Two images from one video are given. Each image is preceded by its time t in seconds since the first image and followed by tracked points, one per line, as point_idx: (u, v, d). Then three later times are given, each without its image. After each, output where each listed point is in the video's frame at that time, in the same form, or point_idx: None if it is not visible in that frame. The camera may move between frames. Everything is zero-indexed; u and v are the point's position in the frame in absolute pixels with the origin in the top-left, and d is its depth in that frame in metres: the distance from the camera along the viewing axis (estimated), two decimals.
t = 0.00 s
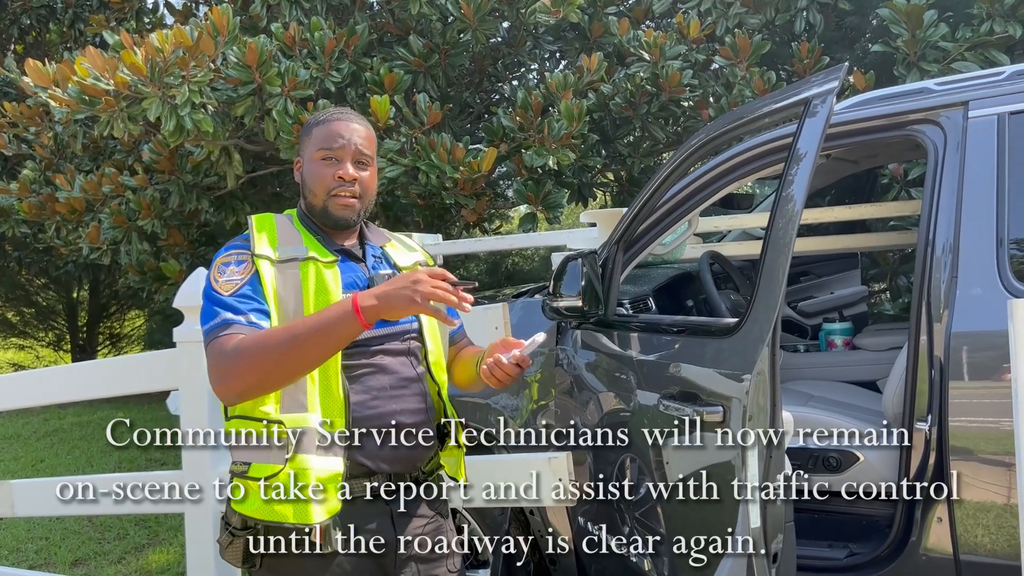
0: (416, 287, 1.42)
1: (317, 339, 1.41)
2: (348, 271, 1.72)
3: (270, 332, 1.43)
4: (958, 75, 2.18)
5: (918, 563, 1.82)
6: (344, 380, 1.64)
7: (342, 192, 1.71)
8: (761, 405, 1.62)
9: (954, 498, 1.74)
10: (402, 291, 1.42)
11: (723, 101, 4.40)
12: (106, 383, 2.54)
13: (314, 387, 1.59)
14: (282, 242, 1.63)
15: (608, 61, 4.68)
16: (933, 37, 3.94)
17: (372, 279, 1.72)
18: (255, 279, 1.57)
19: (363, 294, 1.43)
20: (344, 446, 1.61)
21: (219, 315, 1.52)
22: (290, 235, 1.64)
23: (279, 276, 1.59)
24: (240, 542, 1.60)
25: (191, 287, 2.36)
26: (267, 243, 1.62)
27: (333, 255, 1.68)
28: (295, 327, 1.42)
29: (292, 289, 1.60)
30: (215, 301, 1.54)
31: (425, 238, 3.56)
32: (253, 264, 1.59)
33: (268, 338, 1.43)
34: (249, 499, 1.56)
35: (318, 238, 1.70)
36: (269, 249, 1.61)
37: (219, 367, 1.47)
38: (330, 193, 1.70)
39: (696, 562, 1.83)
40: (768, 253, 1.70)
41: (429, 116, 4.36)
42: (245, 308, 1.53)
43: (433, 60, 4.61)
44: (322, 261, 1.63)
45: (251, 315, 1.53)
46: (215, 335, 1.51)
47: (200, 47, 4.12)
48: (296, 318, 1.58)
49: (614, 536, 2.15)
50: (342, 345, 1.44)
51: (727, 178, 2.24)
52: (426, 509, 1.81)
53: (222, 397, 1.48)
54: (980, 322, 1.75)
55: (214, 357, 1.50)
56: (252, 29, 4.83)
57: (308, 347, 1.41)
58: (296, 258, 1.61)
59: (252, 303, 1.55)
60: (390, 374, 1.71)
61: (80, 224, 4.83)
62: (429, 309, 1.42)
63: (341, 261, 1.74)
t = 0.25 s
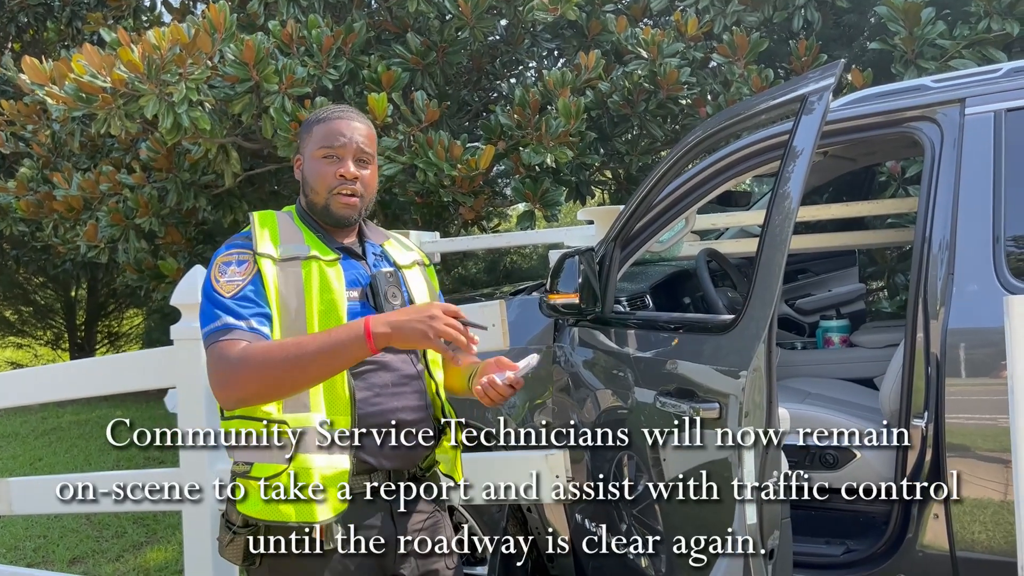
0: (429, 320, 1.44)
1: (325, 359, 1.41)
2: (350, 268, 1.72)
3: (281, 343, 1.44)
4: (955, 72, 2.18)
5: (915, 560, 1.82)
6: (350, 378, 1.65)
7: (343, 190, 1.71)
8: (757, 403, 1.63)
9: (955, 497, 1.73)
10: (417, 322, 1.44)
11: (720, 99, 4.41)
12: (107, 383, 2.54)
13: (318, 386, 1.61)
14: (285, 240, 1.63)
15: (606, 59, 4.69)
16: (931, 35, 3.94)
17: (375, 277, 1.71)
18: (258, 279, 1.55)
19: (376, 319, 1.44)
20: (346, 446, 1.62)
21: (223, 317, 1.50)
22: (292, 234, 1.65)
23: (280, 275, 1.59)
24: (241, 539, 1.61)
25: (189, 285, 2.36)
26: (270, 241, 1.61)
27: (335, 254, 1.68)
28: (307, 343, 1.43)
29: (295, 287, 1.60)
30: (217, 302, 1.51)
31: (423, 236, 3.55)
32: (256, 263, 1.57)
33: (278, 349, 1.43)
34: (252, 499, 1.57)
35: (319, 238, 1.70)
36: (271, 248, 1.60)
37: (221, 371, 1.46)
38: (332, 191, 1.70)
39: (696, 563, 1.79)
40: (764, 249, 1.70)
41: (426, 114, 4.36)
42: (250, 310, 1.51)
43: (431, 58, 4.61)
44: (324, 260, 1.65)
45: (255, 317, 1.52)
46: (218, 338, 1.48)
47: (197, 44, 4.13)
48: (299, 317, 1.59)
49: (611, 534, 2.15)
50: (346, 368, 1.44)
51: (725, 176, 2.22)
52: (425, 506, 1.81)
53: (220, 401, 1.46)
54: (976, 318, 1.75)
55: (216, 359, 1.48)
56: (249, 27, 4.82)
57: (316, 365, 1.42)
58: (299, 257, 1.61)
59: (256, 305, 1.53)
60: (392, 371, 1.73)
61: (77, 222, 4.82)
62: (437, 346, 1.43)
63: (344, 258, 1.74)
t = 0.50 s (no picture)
0: (407, 369, 1.44)
1: (299, 391, 1.43)
2: (351, 267, 1.73)
3: (257, 364, 1.44)
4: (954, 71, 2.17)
5: (913, 558, 1.83)
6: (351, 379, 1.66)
7: (346, 187, 1.71)
8: (754, 401, 1.62)
9: (954, 497, 1.73)
10: (393, 368, 1.44)
11: (719, 97, 4.40)
12: (109, 379, 2.53)
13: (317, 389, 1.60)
14: (284, 242, 1.62)
15: (605, 57, 4.68)
16: (929, 34, 3.94)
17: (376, 277, 1.72)
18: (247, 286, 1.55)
19: (352, 358, 1.44)
20: (346, 447, 1.62)
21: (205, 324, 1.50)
22: (292, 235, 1.64)
23: (277, 278, 1.58)
24: (240, 539, 1.61)
25: (186, 283, 2.36)
26: (268, 243, 1.61)
27: (335, 255, 1.68)
28: (282, 371, 1.43)
29: (293, 290, 1.59)
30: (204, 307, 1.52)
31: (421, 235, 3.55)
32: (248, 269, 1.57)
33: (253, 371, 1.44)
34: (250, 502, 1.56)
35: (319, 237, 1.70)
36: (269, 250, 1.60)
37: (194, 384, 1.47)
38: (335, 188, 1.70)
39: (696, 563, 1.79)
40: (762, 248, 1.70)
41: (425, 112, 4.36)
42: (231, 319, 1.51)
43: (429, 56, 4.60)
44: (324, 263, 1.63)
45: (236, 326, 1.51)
46: (197, 346, 1.49)
47: (195, 41, 4.12)
48: (297, 320, 1.58)
49: (609, 533, 2.15)
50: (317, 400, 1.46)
51: (722, 174, 2.23)
52: (424, 505, 1.82)
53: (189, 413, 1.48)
54: (973, 317, 1.75)
55: (192, 369, 1.49)
56: (247, 24, 4.82)
57: (289, 395, 1.43)
58: (298, 259, 1.60)
59: (238, 313, 1.52)
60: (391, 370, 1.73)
61: (75, 220, 4.81)
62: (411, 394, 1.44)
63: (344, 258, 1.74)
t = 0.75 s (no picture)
0: (368, 365, 1.42)
1: (270, 391, 1.46)
2: (350, 265, 1.73)
3: (232, 367, 1.48)
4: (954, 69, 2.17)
5: (911, 556, 1.83)
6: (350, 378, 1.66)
7: (350, 184, 1.71)
8: (753, 400, 1.61)
9: (954, 497, 1.73)
10: (355, 363, 1.43)
11: (719, 96, 4.40)
12: (109, 378, 2.52)
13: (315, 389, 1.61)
14: (282, 240, 1.63)
15: (605, 55, 4.68)
16: (930, 33, 3.93)
17: (375, 274, 1.72)
18: (239, 287, 1.56)
19: (316, 357, 1.45)
20: (346, 446, 1.62)
21: (192, 328, 1.53)
22: (290, 233, 1.64)
23: (273, 276, 1.58)
24: (239, 536, 1.62)
25: (184, 280, 2.36)
26: (266, 241, 1.62)
27: (333, 252, 1.68)
28: (252, 372, 1.46)
29: (291, 288, 1.60)
30: (195, 310, 1.56)
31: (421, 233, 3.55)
32: (240, 269, 1.57)
33: (226, 374, 1.47)
34: (247, 501, 1.57)
35: (318, 235, 1.70)
36: (266, 249, 1.60)
37: (176, 386, 1.51)
38: (339, 186, 1.70)
39: (696, 563, 1.80)
40: (761, 246, 1.70)
41: (425, 110, 4.35)
42: (220, 321, 1.54)
43: (429, 54, 4.60)
44: (321, 260, 1.64)
45: (223, 329, 1.54)
46: (184, 349, 1.52)
47: (194, 38, 4.12)
48: (293, 320, 1.59)
49: (608, 531, 2.16)
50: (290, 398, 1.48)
51: (721, 173, 2.23)
52: (422, 503, 1.82)
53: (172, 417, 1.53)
54: (973, 316, 1.75)
55: (175, 372, 1.53)
56: (247, 22, 4.81)
57: (260, 397, 1.46)
58: (295, 257, 1.61)
59: (227, 315, 1.54)
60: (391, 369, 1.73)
61: (75, 218, 4.81)
62: (377, 387, 1.43)
63: (342, 256, 1.74)
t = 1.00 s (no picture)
0: (359, 372, 1.42)
1: (262, 394, 1.46)
2: (346, 265, 1.73)
3: (225, 370, 1.48)
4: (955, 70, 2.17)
5: (911, 557, 1.83)
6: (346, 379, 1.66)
7: (351, 184, 1.71)
8: (753, 400, 1.61)
9: (954, 497, 1.73)
10: (346, 369, 1.42)
11: (720, 96, 4.40)
12: (110, 376, 2.52)
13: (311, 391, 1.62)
14: (279, 240, 1.63)
15: (606, 55, 4.67)
16: (931, 33, 3.92)
17: (372, 274, 1.72)
18: (234, 287, 1.56)
19: (307, 361, 1.45)
20: (344, 447, 1.63)
21: (188, 329, 1.53)
22: (287, 232, 1.64)
23: (269, 276, 1.58)
24: (236, 535, 1.62)
25: (183, 279, 2.36)
26: (262, 241, 1.62)
27: (331, 252, 1.68)
28: (244, 375, 1.47)
29: (287, 288, 1.59)
30: (191, 311, 1.55)
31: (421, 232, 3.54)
32: (235, 270, 1.57)
33: (219, 375, 1.47)
34: (243, 501, 1.57)
35: (316, 234, 1.70)
36: (262, 249, 1.60)
37: (170, 385, 1.52)
38: (340, 186, 1.70)
39: (696, 563, 1.80)
40: (761, 247, 1.70)
41: (425, 109, 4.35)
42: (214, 324, 1.54)
43: (430, 53, 4.59)
44: (318, 260, 1.63)
45: (217, 330, 1.54)
46: (180, 350, 1.52)
47: (195, 36, 4.12)
48: (290, 319, 1.59)
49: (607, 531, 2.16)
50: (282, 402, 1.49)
51: (722, 173, 2.23)
52: (421, 503, 1.82)
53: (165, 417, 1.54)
54: (973, 317, 1.75)
55: (171, 371, 1.53)
56: (248, 20, 4.81)
57: (251, 401, 1.47)
58: (292, 256, 1.61)
59: (223, 316, 1.54)
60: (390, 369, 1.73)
61: (76, 215, 4.80)
62: (367, 394, 1.43)
63: (339, 255, 1.74)
